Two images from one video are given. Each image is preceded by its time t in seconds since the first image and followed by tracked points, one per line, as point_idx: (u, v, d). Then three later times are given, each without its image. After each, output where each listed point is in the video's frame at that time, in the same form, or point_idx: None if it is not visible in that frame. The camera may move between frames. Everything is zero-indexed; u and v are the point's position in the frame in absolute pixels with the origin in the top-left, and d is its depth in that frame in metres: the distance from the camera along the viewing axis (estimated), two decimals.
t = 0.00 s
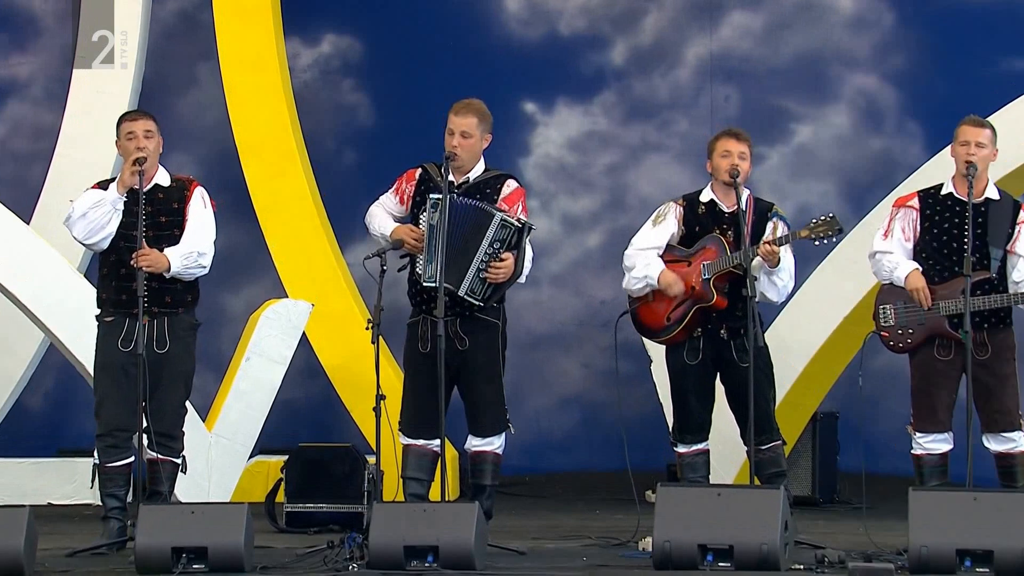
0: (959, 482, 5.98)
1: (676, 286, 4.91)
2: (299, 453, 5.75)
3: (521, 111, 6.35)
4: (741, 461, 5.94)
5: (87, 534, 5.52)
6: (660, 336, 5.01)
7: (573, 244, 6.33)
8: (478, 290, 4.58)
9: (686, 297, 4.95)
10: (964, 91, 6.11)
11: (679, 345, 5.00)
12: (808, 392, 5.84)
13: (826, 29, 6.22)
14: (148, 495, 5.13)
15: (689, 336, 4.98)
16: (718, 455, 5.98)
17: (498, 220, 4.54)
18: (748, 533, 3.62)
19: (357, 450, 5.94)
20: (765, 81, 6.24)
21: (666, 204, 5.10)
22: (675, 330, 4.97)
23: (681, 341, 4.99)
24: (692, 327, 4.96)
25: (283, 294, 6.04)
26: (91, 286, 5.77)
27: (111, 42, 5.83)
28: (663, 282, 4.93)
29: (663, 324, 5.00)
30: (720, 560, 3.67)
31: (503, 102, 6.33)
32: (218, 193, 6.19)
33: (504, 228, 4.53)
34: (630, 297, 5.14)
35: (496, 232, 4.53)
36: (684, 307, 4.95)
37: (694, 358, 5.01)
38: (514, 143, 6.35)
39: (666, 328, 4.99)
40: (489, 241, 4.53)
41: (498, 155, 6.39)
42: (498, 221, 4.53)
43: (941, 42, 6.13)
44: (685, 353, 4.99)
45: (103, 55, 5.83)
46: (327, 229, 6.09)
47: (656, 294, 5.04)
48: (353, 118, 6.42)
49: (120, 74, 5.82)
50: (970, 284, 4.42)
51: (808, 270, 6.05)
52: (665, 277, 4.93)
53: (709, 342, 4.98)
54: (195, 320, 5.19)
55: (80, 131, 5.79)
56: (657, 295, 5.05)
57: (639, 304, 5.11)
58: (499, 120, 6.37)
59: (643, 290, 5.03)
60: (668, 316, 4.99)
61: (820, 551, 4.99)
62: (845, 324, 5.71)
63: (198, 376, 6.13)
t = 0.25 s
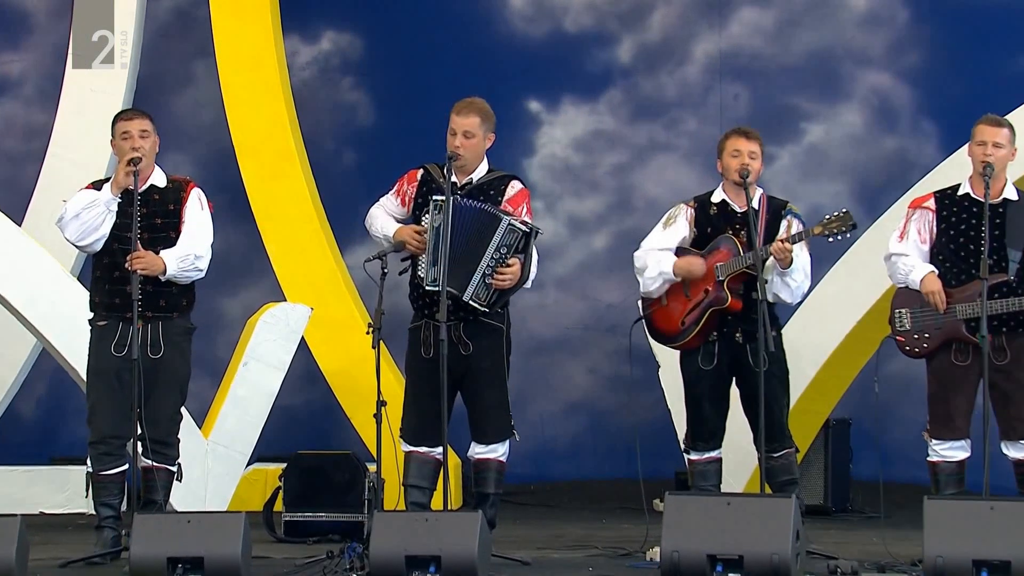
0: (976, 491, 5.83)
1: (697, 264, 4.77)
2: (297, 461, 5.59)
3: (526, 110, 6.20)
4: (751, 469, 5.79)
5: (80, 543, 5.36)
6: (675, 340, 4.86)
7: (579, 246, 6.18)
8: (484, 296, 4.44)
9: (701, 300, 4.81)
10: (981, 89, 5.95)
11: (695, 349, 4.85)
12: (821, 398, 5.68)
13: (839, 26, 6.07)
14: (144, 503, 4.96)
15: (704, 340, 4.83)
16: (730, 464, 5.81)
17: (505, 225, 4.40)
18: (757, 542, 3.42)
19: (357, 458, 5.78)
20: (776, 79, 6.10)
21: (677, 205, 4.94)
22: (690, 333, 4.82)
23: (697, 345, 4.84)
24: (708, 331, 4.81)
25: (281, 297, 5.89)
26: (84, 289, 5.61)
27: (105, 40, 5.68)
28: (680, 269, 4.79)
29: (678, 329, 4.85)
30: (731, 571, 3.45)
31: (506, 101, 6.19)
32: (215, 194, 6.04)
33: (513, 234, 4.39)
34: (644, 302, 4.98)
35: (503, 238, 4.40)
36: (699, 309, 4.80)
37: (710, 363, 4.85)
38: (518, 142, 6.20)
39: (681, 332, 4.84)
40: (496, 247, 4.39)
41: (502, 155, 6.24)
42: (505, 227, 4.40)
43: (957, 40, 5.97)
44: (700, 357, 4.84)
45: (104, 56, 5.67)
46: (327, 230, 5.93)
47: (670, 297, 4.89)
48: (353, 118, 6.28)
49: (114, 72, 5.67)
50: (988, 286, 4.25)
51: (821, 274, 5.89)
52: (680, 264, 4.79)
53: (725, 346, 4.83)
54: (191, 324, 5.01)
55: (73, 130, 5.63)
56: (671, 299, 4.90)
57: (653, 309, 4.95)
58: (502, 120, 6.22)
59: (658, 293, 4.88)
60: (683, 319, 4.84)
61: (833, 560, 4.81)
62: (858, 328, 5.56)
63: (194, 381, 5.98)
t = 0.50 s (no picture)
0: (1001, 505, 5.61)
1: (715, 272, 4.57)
2: (295, 472, 5.34)
3: (532, 109, 6.00)
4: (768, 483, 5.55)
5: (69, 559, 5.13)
6: (701, 351, 4.66)
7: (588, 250, 5.95)
8: (494, 306, 4.21)
9: (724, 307, 4.61)
10: (1006, 86, 5.73)
11: (722, 359, 4.66)
12: (841, 408, 5.46)
13: (858, 21, 5.85)
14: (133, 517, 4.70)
15: (731, 348, 4.63)
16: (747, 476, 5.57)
17: (515, 232, 4.16)
18: (778, 560, 3.32)
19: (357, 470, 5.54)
20: (793, 77, 5.88)
21: (696, 211, 4.77)
22: (716, 343, 4.62)
23: (723, 355, 4.64)
24: (734, 339, 4.61)
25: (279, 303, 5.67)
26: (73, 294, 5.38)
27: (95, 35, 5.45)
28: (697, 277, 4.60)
29: (703, 339, 4.65)
30: None
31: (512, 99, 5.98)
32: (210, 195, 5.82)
33: (523, 241, 4.16)
34: (669, 314, 4.80)
35: (513, 245, 4.17)
36: (723, 317, 4.60)
37: (736, 372, 4.66)
38: (524, 142, 6.00)
39: (706, 342, 4.64)
40: (505, 255, 4.16)
41: (508, 155, 6.02)
42: (515, 234, 4.16)
43: (980, 35, 5.75)
44: (728, 366, 4.65)
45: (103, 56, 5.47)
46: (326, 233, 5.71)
47: (693, 306, 4.70)
48: (354, 116, 6.06)
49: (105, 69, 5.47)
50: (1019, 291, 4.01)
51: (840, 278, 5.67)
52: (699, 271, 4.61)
53: (753, 354, 4.62)
54: (183, 331, 4.76)
55: (62, 128, 5.40)
56: (696, 309, 4.71)
57: (678, 321, 4.76)
58: (508, 118, 6.01)
59: (679, 305, 4.70)
60: (708, 328, 4.64)
61: None
62: (879, 335, 5.33)
63: (188, 389, 5.76)
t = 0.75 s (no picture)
0: None
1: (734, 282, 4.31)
2: (289, 488, 5.04)
3: (539, 106, 5.72)
4: (786, 499, 5.28)
5: None
6: (729, 365, 4.40)
7: (596, 254, 5.69)
8: (502, 316, 3.93)
9: (749, 318, 4.33)
10: None
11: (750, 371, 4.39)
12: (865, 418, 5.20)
13: (881, 13, 5.63)
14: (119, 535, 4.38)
15: (759, 360, 4.36)
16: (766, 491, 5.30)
17: (524, 238, 3.91)
18: None
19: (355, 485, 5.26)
20: (812, 72, 5.65)
21: (719, 220, 4.54)
22: (742, 355, 4.35)
23: (751, 368, 4.37)
24: (760, 350, 4.33)
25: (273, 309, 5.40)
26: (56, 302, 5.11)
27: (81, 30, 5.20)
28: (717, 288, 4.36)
29: (729, 352, 4.38)
30: None
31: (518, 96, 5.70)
32: (201, 197, 5.56)
33: (533, 248, 3.89)
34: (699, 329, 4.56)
35: (523, 253, 3.90)
36: (747, 328, 4.32)
37: (766, 386, 4.38)
38: (531, 141, 5.71)
39: (733, 356, 4.37)
40: (513, 262, 3.90)
41: (513, 155, 5.75)
42: (525, 240, 3.90)
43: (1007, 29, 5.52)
44: (756, 379, 4.37)
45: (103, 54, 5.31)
46: (322, 237, 5.46)
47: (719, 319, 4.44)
48: (352, 114, 5.79)
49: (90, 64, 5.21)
50: None
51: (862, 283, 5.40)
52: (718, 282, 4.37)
53: (780, 365, 4.34)
54: (174, 340, 4.44)
55: (44, 127, 5.12)
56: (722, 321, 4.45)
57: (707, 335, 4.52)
58: (513, 116, 5.73)
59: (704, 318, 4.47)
60: (734, 341, 4.37)
61: None
62: (904, 343, 5.07)
63: (177, 401, 5.47)
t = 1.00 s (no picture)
0: None
1: (743, 307, 4.10)
2: (281, 502, 4.79)
3: (542, 105, 5.51)
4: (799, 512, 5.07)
5: None
6: (742, 376, 4.16)
7: (601, 257, 5.48)
8: (508, 326, 3.72)
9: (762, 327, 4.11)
10: None
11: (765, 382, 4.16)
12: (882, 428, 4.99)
13: (897, 7, 5.41)
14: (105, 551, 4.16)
15: (775, 369, 4.12)
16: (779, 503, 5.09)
17: (530, 245, 3.69)
18: None
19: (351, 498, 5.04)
20: (824, 69, 5.45)
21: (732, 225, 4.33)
22: (755, 365, 4.12)
23: (766, 378, 4.13)
24: (775, 360, 4.10)
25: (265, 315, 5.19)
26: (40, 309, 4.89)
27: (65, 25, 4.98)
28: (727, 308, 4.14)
29: (742, 362, 4.16)
30: None
31: (522, 94, 5.49)
32: (191, 199, 5.34)
33: (540, 256, 3.67)
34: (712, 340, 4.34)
35: (529, 260, 3.68)
36: (761, 337, 4.10)
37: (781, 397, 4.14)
38: (534, 140, 5.51)
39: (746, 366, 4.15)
40: (519, 270, 3.69)
41: (516, 155, 5.54)
42: (531, 248, 3.68)
43: None
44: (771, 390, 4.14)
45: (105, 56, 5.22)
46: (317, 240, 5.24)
47: (733, 329, 4.23)
48: (349, 112, 5.58)
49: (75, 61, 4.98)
50: None
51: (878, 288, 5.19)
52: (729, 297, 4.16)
53: (796, 375, 4.11)
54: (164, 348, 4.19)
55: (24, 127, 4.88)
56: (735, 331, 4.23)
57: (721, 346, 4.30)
58: (517, 115, 5.52)
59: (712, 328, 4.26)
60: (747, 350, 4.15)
61: None
62: (922, 350, 4.87)
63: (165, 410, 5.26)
